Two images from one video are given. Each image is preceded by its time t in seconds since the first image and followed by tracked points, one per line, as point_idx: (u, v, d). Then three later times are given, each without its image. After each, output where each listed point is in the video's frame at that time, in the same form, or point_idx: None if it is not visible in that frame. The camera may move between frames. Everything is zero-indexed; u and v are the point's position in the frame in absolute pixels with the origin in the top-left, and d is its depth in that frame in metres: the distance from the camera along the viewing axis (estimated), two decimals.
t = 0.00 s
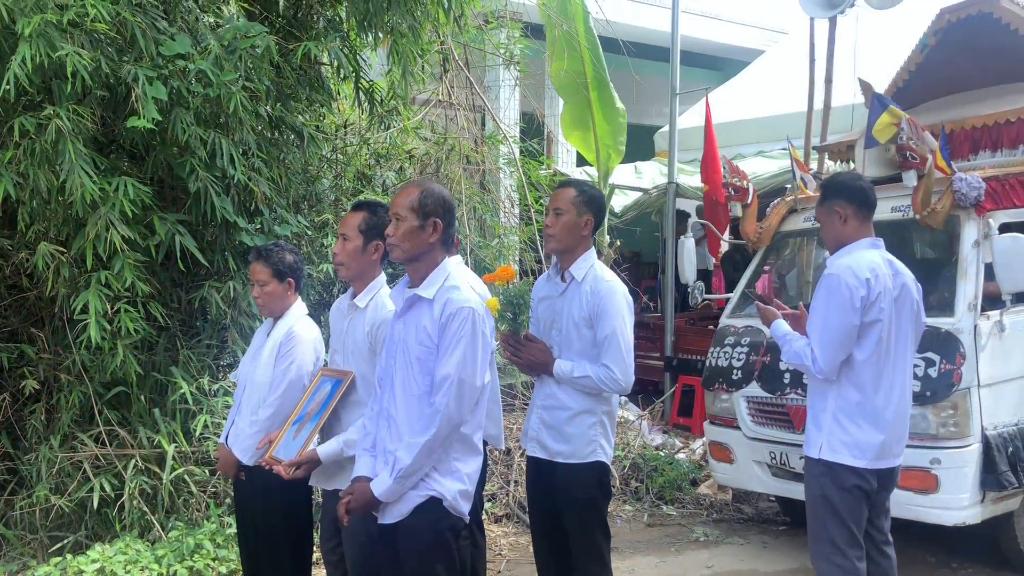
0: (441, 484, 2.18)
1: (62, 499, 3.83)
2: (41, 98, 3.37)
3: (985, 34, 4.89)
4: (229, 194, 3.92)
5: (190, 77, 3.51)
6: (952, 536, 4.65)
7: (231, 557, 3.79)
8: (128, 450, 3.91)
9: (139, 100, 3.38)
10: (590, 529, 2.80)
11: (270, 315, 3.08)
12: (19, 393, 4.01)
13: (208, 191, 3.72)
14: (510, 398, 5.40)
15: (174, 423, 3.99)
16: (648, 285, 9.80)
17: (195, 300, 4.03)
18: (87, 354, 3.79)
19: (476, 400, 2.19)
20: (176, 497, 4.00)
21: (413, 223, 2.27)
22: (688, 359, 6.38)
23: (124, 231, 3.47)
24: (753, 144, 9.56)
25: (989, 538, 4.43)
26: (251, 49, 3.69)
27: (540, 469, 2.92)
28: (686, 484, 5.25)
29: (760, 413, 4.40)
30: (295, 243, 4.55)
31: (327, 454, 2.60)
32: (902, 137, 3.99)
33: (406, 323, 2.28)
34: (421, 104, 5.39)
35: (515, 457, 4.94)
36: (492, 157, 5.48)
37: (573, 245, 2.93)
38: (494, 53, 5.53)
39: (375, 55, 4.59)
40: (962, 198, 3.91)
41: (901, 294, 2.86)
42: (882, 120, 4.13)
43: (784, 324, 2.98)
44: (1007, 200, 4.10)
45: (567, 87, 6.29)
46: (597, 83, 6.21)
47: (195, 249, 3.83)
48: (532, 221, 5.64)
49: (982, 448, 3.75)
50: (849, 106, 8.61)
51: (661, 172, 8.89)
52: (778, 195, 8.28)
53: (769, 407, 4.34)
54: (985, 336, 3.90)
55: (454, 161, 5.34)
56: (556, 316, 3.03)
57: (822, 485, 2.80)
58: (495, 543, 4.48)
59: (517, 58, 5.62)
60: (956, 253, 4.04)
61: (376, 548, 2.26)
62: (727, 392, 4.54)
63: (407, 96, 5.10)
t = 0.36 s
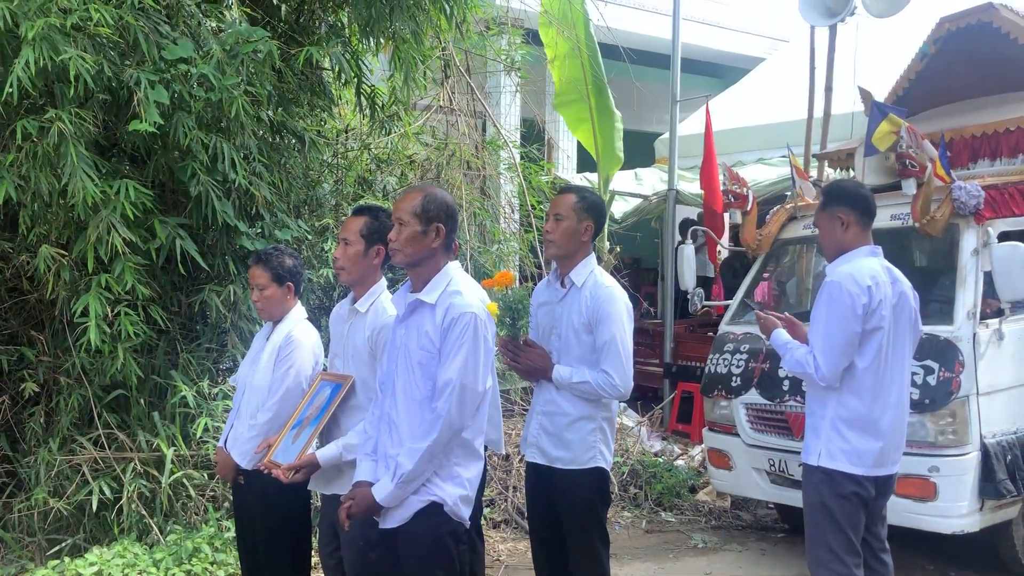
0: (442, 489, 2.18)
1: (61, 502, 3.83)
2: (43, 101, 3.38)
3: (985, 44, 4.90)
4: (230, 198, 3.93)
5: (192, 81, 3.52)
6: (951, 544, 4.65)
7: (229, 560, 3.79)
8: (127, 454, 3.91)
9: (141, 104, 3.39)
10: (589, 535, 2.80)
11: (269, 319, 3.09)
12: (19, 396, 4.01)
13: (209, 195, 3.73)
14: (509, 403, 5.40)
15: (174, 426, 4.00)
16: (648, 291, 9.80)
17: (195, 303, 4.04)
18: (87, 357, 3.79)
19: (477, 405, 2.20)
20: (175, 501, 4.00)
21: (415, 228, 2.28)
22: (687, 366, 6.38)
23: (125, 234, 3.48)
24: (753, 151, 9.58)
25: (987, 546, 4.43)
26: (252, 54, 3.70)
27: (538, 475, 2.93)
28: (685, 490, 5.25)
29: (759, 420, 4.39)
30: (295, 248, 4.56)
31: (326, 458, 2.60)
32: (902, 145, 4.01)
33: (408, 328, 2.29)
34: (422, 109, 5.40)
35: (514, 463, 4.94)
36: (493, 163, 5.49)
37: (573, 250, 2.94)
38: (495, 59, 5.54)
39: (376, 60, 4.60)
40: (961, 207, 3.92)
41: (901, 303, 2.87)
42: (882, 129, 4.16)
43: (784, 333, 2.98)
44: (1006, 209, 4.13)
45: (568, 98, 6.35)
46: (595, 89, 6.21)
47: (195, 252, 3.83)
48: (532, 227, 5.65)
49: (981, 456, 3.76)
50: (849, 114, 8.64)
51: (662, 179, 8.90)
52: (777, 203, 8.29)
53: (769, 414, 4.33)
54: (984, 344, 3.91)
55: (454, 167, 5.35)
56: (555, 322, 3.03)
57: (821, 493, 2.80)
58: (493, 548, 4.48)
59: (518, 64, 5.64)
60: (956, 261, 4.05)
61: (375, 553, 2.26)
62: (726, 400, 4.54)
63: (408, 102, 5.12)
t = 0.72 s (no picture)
0: (446, 491, 2.18)
1: (63, 502, 3.83)
2: (47, 102, 3.39)
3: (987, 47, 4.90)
4: (233, 199, 3.93)
5: (196, 82, 3.52)
6: (952, 548, 4.65)
7: (231, 561, 3.78)
8: (129, 454, 3.91)
9: (145, 104, 3.39)
10: (591, 537, 2.80)
11: (272, 320, 3.08)
12: (21, 396, 4.00)
13: (212, 197, 3.74)
14: (511, 406, 5.40)
15: (176, 427, 4.00)
16: (649, 294, 9.79)
17: (198, 304, 4.04)
18: (89, 358, 3.80)
19: (482, 407, 2.19)
20: (177, 502, 4.00)
21: (420, 230, 2.27)
22: (689, 369, 6.38)
23: (128, 235, 3.48)
24: (756, 154, 9.58)
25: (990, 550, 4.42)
26: (256, 55, 3.70)
27: (541, 477, 2.92)
28: (687, 493, 5.24)
29: (761, 423, 4.38)
30: (298, 249, 4.55)
31: (328, 459, 2.60)
32: (906, 149, 3.99)
33: (412, 329, 2.29)
34: (425, 111, 5.41)
35: (515, 465, 4.94)
36: (495, 165, 5.49)
37: (574, 253, 2.93)
38: (498, 61, 5.55)
39: (379, 62, 4.60)
40: (965, 211, 3.92)
41: (906, 307, 2.89)
42: (885, 132, 4.13)
43: (790, 341, 2.95)
44: (1009, 212, 4.13)
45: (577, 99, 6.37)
46: (600, 91, 6.21)
47: (198, 253, 3.83)
48: (535, 230, 5.65)
49: (984, 460, 3.75)
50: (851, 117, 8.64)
51: (664, 181, 8.89)
52: (780, 206, 8.29)
53: (772, 418, 4.32)
54: (988, 347, 3.91)
55: (457, 169, 5.36)
56: (558, 324, 3.03)
57: (825, 496, 2.79)
58: (495, 551, 4.47)
59: (521, 67, 5.64)
60: (959, 265, 4.04)
61: (377, 555, 2.25)
62: (729, 403, 4.55)
63: (411, 104, 5.12)
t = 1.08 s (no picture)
0: (449, 492, 2.17)
1: (64, 502, 3.83)
2: (48, 102, 3.38)
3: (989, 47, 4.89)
4: (235, 199, 3.93)
5: (197, 82, 3.51)
6: (955, 548, 4.64)
7: (232, 562, 3.78)
8: (130, 454, 3.91)
9: (146, 104, 3.39)
10: (593, 538, 2.79)
11: (273, 320, 3.08)
12: (22, 396, 4.00)
13: (213, 197, 3.73)
14: (512, 406, 5.39)
15: (177, 427, 4.00)
16: (651, 294, 9.78)
17: (199, 304, 4.03)
18: (90, 358, 3.79)
19: (484, 408, 2.19)
20: (178, 502, 4.00)
21: (421, 230, 2.27)
22: (691, 369, 6.37)
23: (130, 235, 3.48)
24: (758, 154, 9.57)
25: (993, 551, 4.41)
26: (257, 54, 3.69)
27: (543, 479, 2.92)
28: (689, 494, 5.23)
29: (763, 424, 4.37)
30: (299, 249, 4.55)
31: (330, 458, 2.60)
32: (908, 149, 3.98)
33: (413, 329, 2.29)
34: (426, 111, 5.41)
35: (517, 465, 4.94)
36: (496, 165, 5.49)
37: (575, 253, 2.93)
38: (499, 61, 5.54)
39: (380, 62, 4.60)
40: (967, 211, 3.91)
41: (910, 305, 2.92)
42: (887, 132, 4.13)
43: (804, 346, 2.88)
44: (1011, 213, 4.12)
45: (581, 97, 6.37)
46: (603, 91, 6.22)
47: (200, 254, 3.83)
48: (536, 230, 5.64)
49: (986, 460, 3.74)
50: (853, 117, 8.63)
51: (665, 181, 8.89)
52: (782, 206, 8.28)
53: (773, 418, 4.31)
54: (990, 348, 3.90)
55: (458, 169, 5.36)
56: (560, 324, 3.03)
57: (828, 496, 2.79)
58: (496, 551, 4.47)
59: (522, 67, 5.64)
60: (961, 265, 4.04)
61: (378, 556, 2.25)
62: (730, 403, 4.55)
63: (413, 104, 5.11)
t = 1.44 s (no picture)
0: (444, 492, 2.17)
1: (59, 503, 3.82)
2: (43, 101, 3.37)
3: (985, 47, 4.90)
4: (230, 199, 3.93)
5: (193, 81, 3.51)
6: (952, 547, 4.64)
7: (228, 562, 3.77)
8: (126, 455, 3.90)
9: (141, 103, 3.38)
10: (590, 537, 2.79)
11: (269, 320, 3.07)
12: (17, 396, 3.99)
13: (209, 196, 3.73)
14: (509, 406, 5.39)
15: (173, 427, 3.99)
16: (648, 294, 9.79)
17: (195, 304, 4.03)
18: (86, 358, 3.78)
19: (479, 407, 2.18)
20: (174, 502, 3.99)
21: (415, 229, 2.27)
22: (688, 368, 6.38)
23: (125, 235, 3.47)
24: (755, 153, 9.57)
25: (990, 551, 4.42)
26: (253, 54, 3.68)
27: (540, 478, 2.91)
28: (686, 493, 5.23)
29: (759, 423, 4.38)
30: (296, 249, 4.54)
31: (326, 457, 2.59)
32: (904, 148, 3.99)
33: (408, 329, 2.29)
34: (423, 111, 5.41)
35: (514, 465, 4.94)
36: (493, 164, 5.49)
37: (573, 252, 2.93)
38: (496, 61, 5.54)
39: (376, 62, 4.59)
40: (963, 210, 3.91)
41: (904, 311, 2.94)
42: (884, 131, 4.13)
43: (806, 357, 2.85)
44: (1008, 212, 4.12)
45: (572, 99, 6.36)
46: (598, 88, 6.19)
47: (195, 253, 3.82)
48: (533, 229, 5.64)
49: (983, 459, 3.75)
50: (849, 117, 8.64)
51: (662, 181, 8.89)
52: (778, 206, 8.28)
53: (769, 417, 4.31)
54: (986, 347, 3.91)
55: (455, 169, 5.36)
56: (557, 324, 3.03)
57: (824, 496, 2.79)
58: (493, 551, 4.47)
59: (519, 66, 5.64)
60: (958, 264, 4.04)
61: (374, 555, 2.24)
62: (727, 402, 4.55)
63: (410, 103, 5.11)
